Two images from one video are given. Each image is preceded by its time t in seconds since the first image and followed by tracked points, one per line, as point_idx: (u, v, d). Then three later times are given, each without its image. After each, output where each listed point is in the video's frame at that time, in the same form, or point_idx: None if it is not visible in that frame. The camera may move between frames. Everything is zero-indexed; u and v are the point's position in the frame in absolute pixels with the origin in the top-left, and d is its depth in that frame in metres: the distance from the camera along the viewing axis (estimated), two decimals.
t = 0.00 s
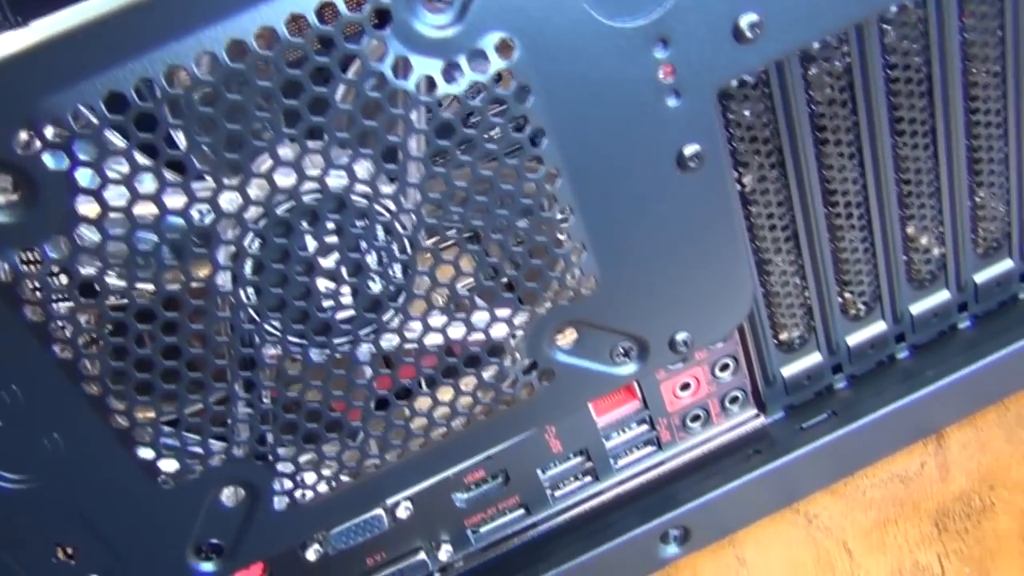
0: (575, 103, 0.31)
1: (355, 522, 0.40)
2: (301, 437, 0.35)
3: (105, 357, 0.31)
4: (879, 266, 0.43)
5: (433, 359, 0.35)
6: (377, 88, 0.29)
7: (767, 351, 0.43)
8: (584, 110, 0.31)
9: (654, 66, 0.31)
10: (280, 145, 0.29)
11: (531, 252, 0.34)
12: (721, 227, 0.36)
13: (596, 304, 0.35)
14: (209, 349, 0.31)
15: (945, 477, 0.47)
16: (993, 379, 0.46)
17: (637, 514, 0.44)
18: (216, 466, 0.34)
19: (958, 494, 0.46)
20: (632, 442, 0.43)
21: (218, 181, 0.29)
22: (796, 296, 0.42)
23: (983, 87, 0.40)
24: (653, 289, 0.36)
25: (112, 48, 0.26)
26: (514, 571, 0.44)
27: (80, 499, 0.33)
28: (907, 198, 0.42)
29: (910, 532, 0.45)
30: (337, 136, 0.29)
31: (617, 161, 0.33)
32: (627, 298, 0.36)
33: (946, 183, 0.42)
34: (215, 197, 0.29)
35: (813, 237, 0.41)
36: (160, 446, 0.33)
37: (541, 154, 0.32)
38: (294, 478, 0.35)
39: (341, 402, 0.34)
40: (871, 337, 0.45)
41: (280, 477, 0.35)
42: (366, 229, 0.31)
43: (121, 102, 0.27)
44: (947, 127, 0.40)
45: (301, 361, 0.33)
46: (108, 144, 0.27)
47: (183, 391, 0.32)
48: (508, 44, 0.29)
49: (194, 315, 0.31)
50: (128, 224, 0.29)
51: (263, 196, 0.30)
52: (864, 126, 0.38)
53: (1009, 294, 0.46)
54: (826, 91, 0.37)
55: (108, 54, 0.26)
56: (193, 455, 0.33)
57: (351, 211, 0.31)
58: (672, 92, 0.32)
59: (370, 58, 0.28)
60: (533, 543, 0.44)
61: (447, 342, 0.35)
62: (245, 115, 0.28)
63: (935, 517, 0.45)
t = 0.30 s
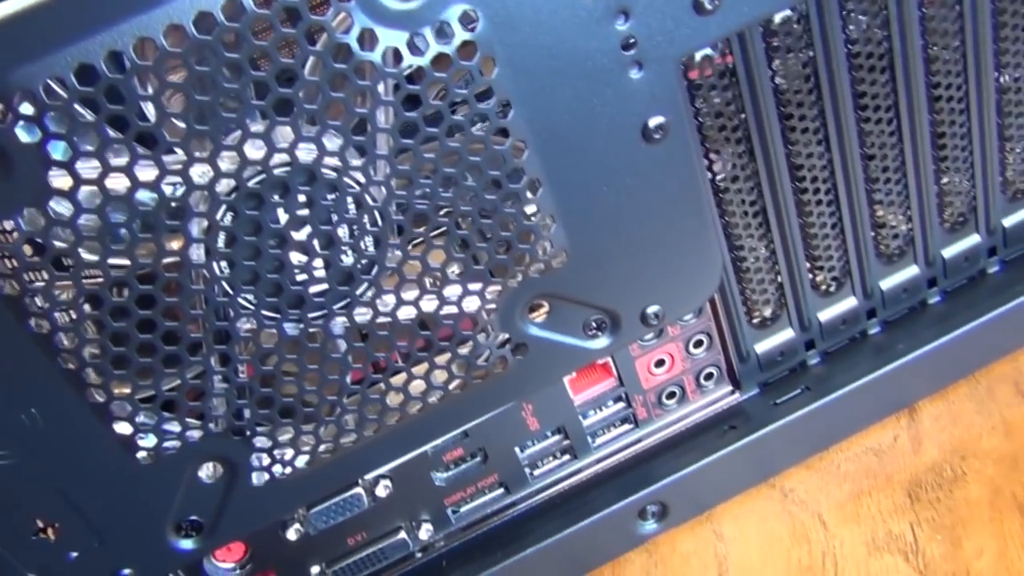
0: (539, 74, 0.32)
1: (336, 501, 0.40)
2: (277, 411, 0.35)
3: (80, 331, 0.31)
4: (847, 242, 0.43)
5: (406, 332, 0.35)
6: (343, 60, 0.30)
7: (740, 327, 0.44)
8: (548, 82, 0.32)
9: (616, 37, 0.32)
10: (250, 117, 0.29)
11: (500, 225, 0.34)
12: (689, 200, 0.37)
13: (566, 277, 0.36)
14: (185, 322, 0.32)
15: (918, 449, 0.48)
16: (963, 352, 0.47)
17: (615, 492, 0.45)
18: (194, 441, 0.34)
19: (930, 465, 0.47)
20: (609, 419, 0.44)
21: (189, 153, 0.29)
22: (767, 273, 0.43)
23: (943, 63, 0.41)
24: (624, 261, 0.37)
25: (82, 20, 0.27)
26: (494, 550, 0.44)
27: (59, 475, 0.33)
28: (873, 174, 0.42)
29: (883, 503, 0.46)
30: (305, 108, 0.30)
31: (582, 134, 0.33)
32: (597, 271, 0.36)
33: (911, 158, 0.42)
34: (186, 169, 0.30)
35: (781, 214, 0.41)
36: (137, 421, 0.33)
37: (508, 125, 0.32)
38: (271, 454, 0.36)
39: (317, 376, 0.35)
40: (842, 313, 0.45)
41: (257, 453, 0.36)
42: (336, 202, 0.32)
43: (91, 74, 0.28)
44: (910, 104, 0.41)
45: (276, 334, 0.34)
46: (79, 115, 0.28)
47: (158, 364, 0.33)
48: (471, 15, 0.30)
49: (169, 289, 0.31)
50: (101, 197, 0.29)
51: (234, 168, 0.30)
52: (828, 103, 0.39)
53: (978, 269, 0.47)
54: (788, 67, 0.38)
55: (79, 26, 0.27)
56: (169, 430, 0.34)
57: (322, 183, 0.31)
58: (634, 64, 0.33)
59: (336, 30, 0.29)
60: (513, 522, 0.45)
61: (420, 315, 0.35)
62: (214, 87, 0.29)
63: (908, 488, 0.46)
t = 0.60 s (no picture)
0: (521, 63, 0.33)
1: (328, 490, 0.41)
2: (269, 398, 0.36)
3: (75, 320, 0.32)
4: (827, 230, 0.44)
5: (395, 318, 0.36)
6: (329, 50, 0.30)
7: (723, 315, 0.44)
8: (530, 71, 0.33)
9: (595, 27, 0.33)
10: (241, 107, 0.30)
11: (486, 212, 0.35)
12: (670, 188, 0.38)
13: (551, 263, 0.37)
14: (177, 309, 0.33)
15: (899, 432, 0.49)
16: (941, 337, 0.48)
17: (602, 478, 0.45)
18: (188, 429, 0.35)
19: (911, 447, 0.48)
20: (596, 407, 0.45)
21: (180, 142, 0.30)
22: (749, 262, 0.44)
23: (916, 53, 0.42)
24: (608, 248, 0.38)
25: (75, 12, 0.28)
26: (484, 537, 0.45)
27: (55, 464, 0.34)
28: (850, 163, 0.43)
29: (865, 484, 0.47)
30: (293, 97, 0.31)
31: (564, 121, 0.34)
32: (582, 257, 0.37)
33: (887, 147, 0.43)
34: (178, 158, 0.30)
35: (761, 203, 0.42)
36: (132, 409, 0.34)
37: (492, 113, 0.33)
38: (264, 441, 0.37)
39: (308, 362, 0.36)
40: (823, 301, 0.46)
41: (250, 440, 0.36)
42: (325, 190, 0.33)
43: (84, 65, 0.28)
44: (885, 94, 0.42)
45: (267, 322, 0.34)
46: (72, 105, 0.28)
47: (152, 352, 0.33)
48: (454, 5, 0.31)
49: (162, 277, 0.32)
50: (94, 186, 0.30)
51: (225, 157, 0.31)
52: (804, 93, 0.40)
53: (954, 256, 0.48)
54: (764, 57, 0.39)
55: (72, 18, 0.28)
56: (164, 418, 0.34)
57: (311, 172, 0.32)
58: (614, 54, 0.34)
59: (322, 20, 0.30)
60: (503, 509, 0.45)
61: (408, 302, 0.36)
62: (203, 77, 0.29)
63: (889, 469, 0.47)
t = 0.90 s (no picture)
0: (510, 80, 0.34)
1: (327, 492, 0.42)
2: (270, 402, 0.37)
3: (84, 328, 0.33)
4: (804, 236, 0.46)
5: (390, 325, 0.38)
6: (326, 69, 0.32)
7: (706, 319, 0.46)
8: (518, 87, 0.35)
9: (579, 45, 0.35)
10: (243, 124, 0.32)
11: (477, 222, 0.37)
12: (652, 197, 0.40)
13: (539, 270, 0.39)
14: (182, 317, 0.34)
15: (876, 431, 0.50)
16: (916, 339, 0.50)
17: (592, 479, 0.47)
18: (192, 433, 0.36)
19: (887, 445, 0.49)
20: (585, 409, 0.46)
21: (185, 158, 0.32)
22: (730, 267, 0.46)
23: (886, 67, 0.43)
24: (593, 255, 0.39)
25: (86, 36, 0.29)
26: (478, 537, 0.46)
27: (64, 467, 0.35)
28: (825, 172, 0.45)
29: (844, 481, 0.49)
30: (292, 114, 0.32)
31: (550, 134, 0.36)
32: (569, 264, 0.39)
33: (860, 156, 0.45)
34: (183, 172, 0.32)
35: (741, 211, 0.44)
36: (138, 414, 0.35)
37: (481, 127, 0.35)
38: (265, 444, 0.38)
39: (307, 368, 0.37)
40: (802, 304, 0.48)
41: (252, 443, 0.38)
42: (324, 203, 0.34)
43: (94, 85, 0.30)
44: (858, 105, 0.43)
45: (268, 329, 0.36)
46: (82, 123, 0.30)
47: (158, 358, 0.35)
48: (445, 25, 0.33)
49: (168, 286, 0.34)
50: (104, 199, 0.31)
51: (228, 171, 0.32)
52: (780, 105, 0.42)
53: (928, 261, 0.50)
54: (740, 72, 0.40)
55: (82, 41, 0.29)
56: (169, 422, 0.36)
57: (310, 185, 0.34)
58: (597, 70, 0.36)
59: (319, 41, 0.31)
60: (496, 509, 0.47)
61: (403, 309, 0.38)
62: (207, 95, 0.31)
63: (867, 467, 0.49)
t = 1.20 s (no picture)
0: (507, 116, 0.37)
1: (331, 507, 0.44)
2: (280, 423, 0.39)
3: (106, 353, 0.35)
4: (787, 259, 0.48)
5: (394, 347, 0.40)
6: (335, 108, 0.34)
7: (694, 338, 0.48)
8: (516, 123, 0.37)
9: (572, 83, 0.37)
10: (257, 160, 0.34)
11: (476, 250, 0.39)
12: (642, 224, 0.42)
13: (535, 294, 0.41)
14: (197, 342, 0.36)
15: (857, 445, 0.53)
16: (895, 355, 0.52)
17: (585, 493, 0.49)
18: (205, 452, 0.38)
19: (868, 459, 0.52)
20: (579, 426, 0.48)
21: (202, 193, 0.34)
22: (716, 289, 0.48)
23: (862, 98, 0.46)
24: (586, 279, 0.41)
25: (110, 80, 0.31)
26: (476, 549, 0.48)
27: (84, 485, 0.37)
28: (806, 197, 0.47)
29: (827, 494, 0.51)
30: (303, 151, 0.34)
31: (545, 166, 0.38)
32: (563, 288, 0.41)
33: (839, 182, 0.47)
34: (200, 206, 0.34)
35: (726, 235, 0.46)
36: (155, 434, 0.37)
37: (480, 160, 0.37)
38: (274, 462, 0.40)
39: (315, 389, 0.39)
40: (785, 324, 0.50)
41: (262, 461, 0.40)
42: (332, 234, 0.36)
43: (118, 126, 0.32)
44: (835, 134, 0.46)
45: (278, 352, 0.38)
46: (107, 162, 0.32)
47: (174, 381, 0.36)
48: (447, 66, 0.35)
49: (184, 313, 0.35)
50: (126, 232, 0.33)
51: (242, 205, 0.34)
52: (762, 135, 0.44)
53: (905, 281, 0.52)
54: (723, 103, 0.43)
55: (108, 86, 0.31)
56: (183, 441, 0.38)
57: (319, 217, 0.36)
58: (589, 106, 0.38)
59: (329, 82, 0.33)
60: (494, 522, 0.49)
61: (406, 332, 0.39)
62: (224, 134, 0.33)
63: (849, 479, 0.51)
